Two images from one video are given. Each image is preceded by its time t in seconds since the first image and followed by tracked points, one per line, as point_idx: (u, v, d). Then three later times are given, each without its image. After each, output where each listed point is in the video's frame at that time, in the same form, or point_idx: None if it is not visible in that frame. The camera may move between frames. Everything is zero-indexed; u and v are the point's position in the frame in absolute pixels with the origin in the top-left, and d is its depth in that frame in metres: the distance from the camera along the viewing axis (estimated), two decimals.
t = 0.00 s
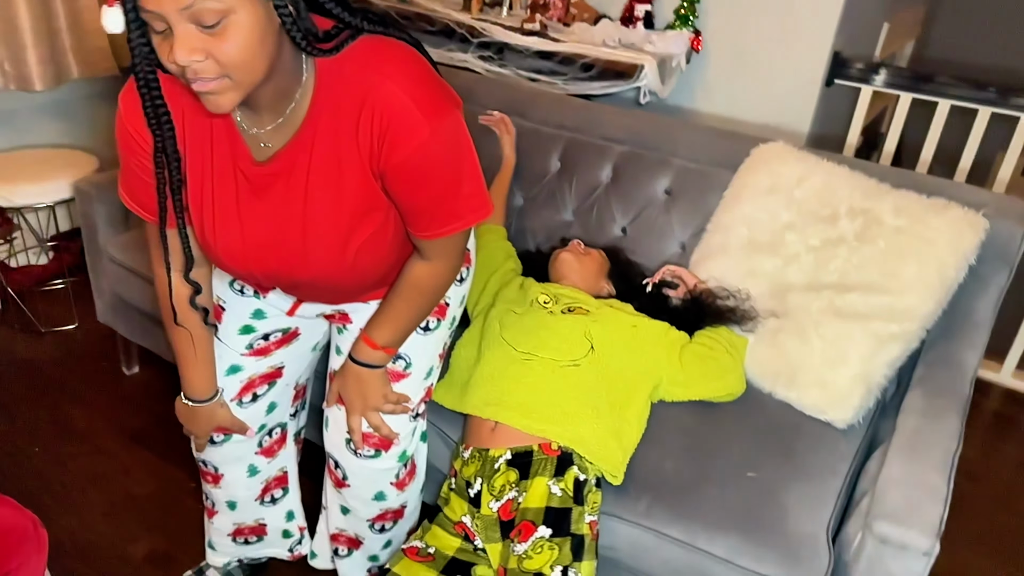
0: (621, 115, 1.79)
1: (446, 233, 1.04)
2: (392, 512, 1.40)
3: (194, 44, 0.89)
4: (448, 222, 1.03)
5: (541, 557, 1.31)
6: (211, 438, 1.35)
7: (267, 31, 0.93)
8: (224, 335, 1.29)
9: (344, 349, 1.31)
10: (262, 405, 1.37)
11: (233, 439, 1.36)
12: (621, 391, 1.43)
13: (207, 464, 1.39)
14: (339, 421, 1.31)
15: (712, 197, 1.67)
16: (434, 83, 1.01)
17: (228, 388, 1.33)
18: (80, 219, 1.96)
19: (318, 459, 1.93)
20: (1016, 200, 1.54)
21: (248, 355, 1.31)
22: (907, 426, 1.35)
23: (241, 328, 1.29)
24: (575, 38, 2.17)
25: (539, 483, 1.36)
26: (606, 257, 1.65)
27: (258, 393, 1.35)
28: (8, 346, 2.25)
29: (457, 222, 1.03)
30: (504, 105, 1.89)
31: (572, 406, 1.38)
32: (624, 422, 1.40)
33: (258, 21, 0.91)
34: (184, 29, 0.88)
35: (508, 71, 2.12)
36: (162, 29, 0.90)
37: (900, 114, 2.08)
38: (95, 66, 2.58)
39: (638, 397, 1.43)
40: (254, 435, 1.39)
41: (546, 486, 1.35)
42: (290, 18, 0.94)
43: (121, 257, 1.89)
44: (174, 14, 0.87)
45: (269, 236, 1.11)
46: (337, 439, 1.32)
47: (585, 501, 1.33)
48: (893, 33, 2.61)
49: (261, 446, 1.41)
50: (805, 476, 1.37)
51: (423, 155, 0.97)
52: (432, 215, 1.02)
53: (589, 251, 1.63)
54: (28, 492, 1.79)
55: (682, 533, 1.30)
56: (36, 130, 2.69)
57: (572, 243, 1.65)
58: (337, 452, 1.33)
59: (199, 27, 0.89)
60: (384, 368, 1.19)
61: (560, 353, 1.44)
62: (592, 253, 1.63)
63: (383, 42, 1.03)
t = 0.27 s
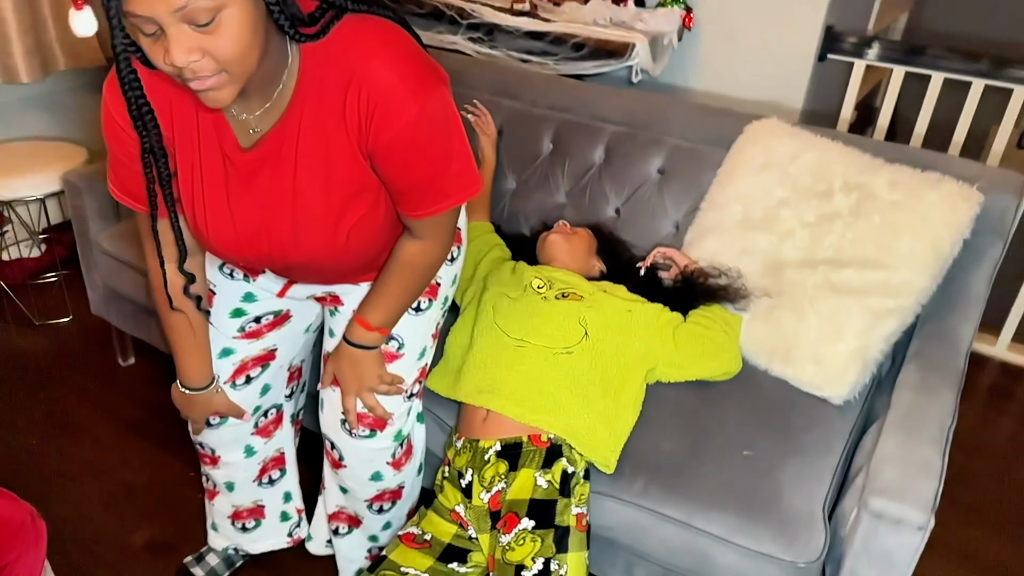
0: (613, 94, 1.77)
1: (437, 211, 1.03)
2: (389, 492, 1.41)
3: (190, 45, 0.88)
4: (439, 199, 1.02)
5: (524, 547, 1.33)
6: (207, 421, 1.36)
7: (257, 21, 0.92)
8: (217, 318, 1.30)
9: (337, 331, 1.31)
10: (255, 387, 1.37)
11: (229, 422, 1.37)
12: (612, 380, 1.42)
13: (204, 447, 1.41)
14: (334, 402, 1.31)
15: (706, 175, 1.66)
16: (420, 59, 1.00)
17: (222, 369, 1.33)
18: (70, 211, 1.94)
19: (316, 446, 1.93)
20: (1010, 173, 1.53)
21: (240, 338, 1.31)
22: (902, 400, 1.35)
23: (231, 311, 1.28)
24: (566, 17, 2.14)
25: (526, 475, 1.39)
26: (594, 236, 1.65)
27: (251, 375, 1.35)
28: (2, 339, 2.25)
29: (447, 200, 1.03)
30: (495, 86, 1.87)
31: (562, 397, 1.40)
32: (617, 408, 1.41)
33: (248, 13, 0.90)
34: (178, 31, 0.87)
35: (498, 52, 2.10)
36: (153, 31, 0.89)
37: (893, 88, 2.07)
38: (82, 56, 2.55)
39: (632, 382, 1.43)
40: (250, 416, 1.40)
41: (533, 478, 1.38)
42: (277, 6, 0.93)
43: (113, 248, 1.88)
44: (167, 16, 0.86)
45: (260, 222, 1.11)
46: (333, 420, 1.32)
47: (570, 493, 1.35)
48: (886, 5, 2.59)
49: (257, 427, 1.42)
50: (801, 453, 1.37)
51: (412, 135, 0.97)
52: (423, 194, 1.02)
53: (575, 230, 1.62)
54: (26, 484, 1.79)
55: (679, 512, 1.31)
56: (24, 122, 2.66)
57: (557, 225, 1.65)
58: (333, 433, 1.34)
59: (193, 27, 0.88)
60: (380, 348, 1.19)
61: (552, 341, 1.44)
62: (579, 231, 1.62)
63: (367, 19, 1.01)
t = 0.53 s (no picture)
0: (609, 74, 1.76)
1: (431, 189, 1.03)
2: (390, 474, 1.41)
3: (192, 46, 0.89)
4: (434, 177, 1.02)
5: (517, 537, 1.36)
6: (208, 406, 1.37)
7: (252, 11, 0.92)
8: (212, 304, 1.30)
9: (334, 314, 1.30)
10: (253, 370, 1.37)
11: (229, 407, 1.38)
12: (608, 367, 1.42)
13: (205, 431, 1.42)
14: (333, 384, 1.31)
15: (704, 154, 1.65)
16: (410, 37, 1.00)
17: (218, 354, 1.33)
18: (65, 206, 1.94)
19: (318, 434, 1.94)
20: (1010, 145, 1.52)
21: (235, 323, 1.32)
22: (903, 375, 1.35)
23: (226, 296, 1.29)
24: None
25: (517, 466, 1.39)
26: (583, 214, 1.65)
27: (248, 359, 1.36)
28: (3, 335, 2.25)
29: (442, 178, 1.03)
30: (490, 69, 1.86)
31: (558, 385, 1.39)
32: (613, 395, 1.40)
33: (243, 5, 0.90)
34: (179, 34, 0.87)
35: (492, 35, 2.07)
36: (151, 34, 0.89)
37: (892, 62, 2.04)
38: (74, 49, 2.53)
39: (630, 367, 1.43)
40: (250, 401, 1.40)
41: (523, 469, 1.38)
42: None
43: (110, 241, 1.88)
44: (166, 20, 0.86)
45: (256, 208, 1.10)
46: (331, 402, 1.33)
47: (563, 481, 1.36)
48: None
49: (257, 410, 1.43)
50: (802, 430, 1.37)
51: (404, 112, 0.96)
52: (417, 172, 1.01)
53: (564, 210, 1.62)
54: (31, 478, 1.81)
55: (680, 492, 1.31)
56: (18, 117, 2.65)
57: (545, 208, 1.64)
58: (333, 415, 1.34)
59: (192, 26, 0.88)
60: (378, 330, 1.21)
61: (547, 328, 1.43)
62: (568, 211, 1.62)
63: None
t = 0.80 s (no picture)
0: (603, 61, 1.75)
1: (425, 173, 1.03)
2: (388, 462, 1.42)
3: (197, 49, 0.89)
4: (427, 160, 1.02)
5: (508, 530, 1.36)
6: (204, 399, 1.37)
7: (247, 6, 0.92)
8: (205, 295, 1.29)
9: (326, 302, 1.30)
10: (248, 361, 1.38)
11: (226, 399, 1.38)
12: (601, 357, 1.41)
13: (203, 423, 1.42)
14: (328, 373, 1.31)
15: (700, 139, 1.65)
16: (396, 20, 0.99)
17: (212, 346, 1.33)
18: (60, 203, 1.94)
19: (317, 426, 1.95)
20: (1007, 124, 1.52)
21: (229, 314, 1.31)
22: (901, 358, 1.35)
23: (219, 287, 1.28)
24: None
25: (507, 461, 1.39)
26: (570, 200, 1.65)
27: (243, 351, 1.36)
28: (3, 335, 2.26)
29: (435, 161, 1.02)
30: (483, 57, 1.85)
31: (550, 379, 1.39)
32: (607, 387, 1.39)
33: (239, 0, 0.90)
34: (183, 39, 0.88)
35: (486, 23, 2.06)
36: (153, 42, 0.89)
37: (889, 43, 2.03)
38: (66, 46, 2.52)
39: (625, 357, 1.42)
40: (246, 393, 1.42)
41: (514, 463, 1.39)
42: None
43: (106, 238, 1.88)
44: (170, 27, 0.86)
45: (249, 200, 1.11)
46: (326, 391, 1.33)
47: (555, 473, 1.37)
48: None
49: (254, 401, 1.44)
50: (800, 414, 1.37)
51: (394, 95, 0.96)
52: (410, 155, 1.01)
53: (551, 197, 1.62)
54: (34, 476, 1.83)
55: (679, 478, 1.31)
56: (12, 116, 2.65)
57: (531, 198, 1.64)
58: (328, 404, 1.34)
59: (195, 29, 0.88)
60: (379, 317, 1.21)
61: (539, 322, 1.43)
62: (555, 198, 1.62)
63: None
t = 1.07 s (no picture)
0: (594, 53, 1.74)
1: (417, 160, 1.03)
2: (381, 455, 1.42)
3: (197, 52, 0.90)
4: (418, 148, 1.02)
5: (498, 531, 1.35)
6: (199, 397, 1.39)
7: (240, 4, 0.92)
8: (194, 293, 1.29)
9: (316, 296, 1.31)
10: (241, 358, 1.39)
11: (220, 397, 1.40)
12: (590, 357, 1.40)
13: (200, 420, 1.44)
14: (318, 367, 1.32)
15: (691, 131, 1.64)
16: (382, 9, 0.99)
17: (205, 343, 1.34)
18: (50, 203, 1.93)
19: (312, 423, 1.94)
20: (998, 112, 1.52)
21: (220, 311, 1.32)
22: (894, 347, 1.34)
23: (209, 285, 1.28)
24: None
25: (495, 462, 1.38)
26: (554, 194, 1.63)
27: (236, 347, 1.37)
28: None
29: (426, 148, 1.02)
30: (473, 51, 1.84)
31: (540, 380, 1.38)
32: (597, 387, 1.38)
33: None
34: (183, 43, 0.88)
35: (477, 17, 2.05)
36: (153, 47, 0.89)
37: (880, 32, 2.02)
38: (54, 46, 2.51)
39: (616, 356, 1.41)
40: (239, 389, 1.43)
41: (502, 465, 1.37)
42: None
43: (97, 238, 1.87)
44: (169, 31, 0.86)
45: (240, 194, 1.10)
46: (317, 384, 1.34)
47: (545, 474, 1.37)
48: None
49: (250, 397, 1.46)
50: (793, 405, 1.37)
51: (382, 83, 0.96)
52: (400, 143, 1.01)
53: (533, 193, 1.59)
54: (28, 479, 1.83)
55: (673, 469, 1.31)
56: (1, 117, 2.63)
57: (513, 196, 1.62)
58: (319, 398, 1.36)
59: (193, 31, 0.88)
60: (376, 308, 1.22)
61: (527, 322, 1.41)
62: (538, 193, 1.60)
63: None
